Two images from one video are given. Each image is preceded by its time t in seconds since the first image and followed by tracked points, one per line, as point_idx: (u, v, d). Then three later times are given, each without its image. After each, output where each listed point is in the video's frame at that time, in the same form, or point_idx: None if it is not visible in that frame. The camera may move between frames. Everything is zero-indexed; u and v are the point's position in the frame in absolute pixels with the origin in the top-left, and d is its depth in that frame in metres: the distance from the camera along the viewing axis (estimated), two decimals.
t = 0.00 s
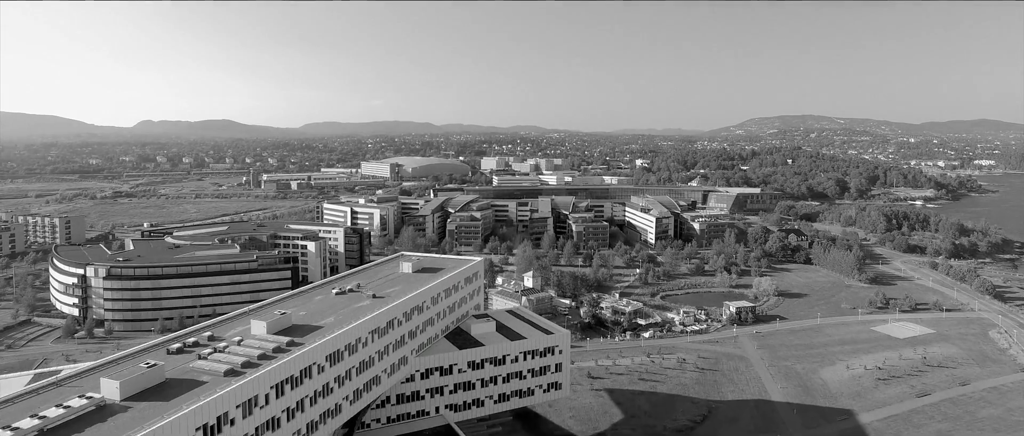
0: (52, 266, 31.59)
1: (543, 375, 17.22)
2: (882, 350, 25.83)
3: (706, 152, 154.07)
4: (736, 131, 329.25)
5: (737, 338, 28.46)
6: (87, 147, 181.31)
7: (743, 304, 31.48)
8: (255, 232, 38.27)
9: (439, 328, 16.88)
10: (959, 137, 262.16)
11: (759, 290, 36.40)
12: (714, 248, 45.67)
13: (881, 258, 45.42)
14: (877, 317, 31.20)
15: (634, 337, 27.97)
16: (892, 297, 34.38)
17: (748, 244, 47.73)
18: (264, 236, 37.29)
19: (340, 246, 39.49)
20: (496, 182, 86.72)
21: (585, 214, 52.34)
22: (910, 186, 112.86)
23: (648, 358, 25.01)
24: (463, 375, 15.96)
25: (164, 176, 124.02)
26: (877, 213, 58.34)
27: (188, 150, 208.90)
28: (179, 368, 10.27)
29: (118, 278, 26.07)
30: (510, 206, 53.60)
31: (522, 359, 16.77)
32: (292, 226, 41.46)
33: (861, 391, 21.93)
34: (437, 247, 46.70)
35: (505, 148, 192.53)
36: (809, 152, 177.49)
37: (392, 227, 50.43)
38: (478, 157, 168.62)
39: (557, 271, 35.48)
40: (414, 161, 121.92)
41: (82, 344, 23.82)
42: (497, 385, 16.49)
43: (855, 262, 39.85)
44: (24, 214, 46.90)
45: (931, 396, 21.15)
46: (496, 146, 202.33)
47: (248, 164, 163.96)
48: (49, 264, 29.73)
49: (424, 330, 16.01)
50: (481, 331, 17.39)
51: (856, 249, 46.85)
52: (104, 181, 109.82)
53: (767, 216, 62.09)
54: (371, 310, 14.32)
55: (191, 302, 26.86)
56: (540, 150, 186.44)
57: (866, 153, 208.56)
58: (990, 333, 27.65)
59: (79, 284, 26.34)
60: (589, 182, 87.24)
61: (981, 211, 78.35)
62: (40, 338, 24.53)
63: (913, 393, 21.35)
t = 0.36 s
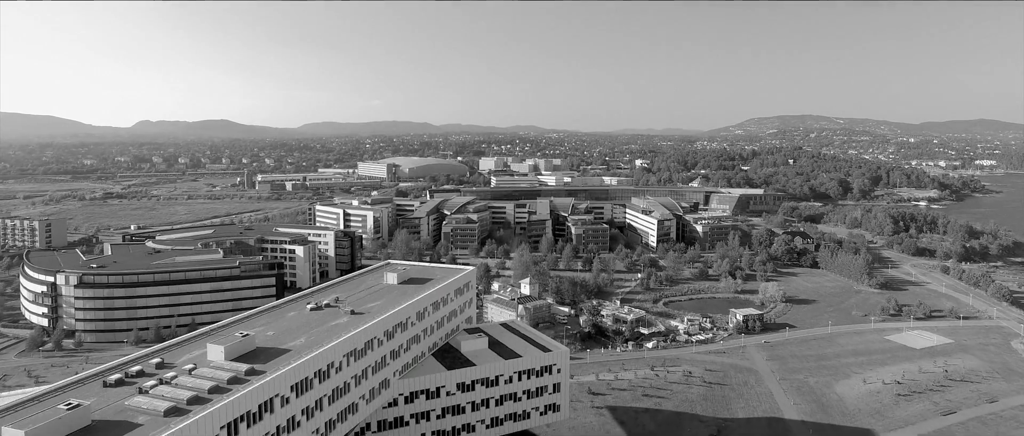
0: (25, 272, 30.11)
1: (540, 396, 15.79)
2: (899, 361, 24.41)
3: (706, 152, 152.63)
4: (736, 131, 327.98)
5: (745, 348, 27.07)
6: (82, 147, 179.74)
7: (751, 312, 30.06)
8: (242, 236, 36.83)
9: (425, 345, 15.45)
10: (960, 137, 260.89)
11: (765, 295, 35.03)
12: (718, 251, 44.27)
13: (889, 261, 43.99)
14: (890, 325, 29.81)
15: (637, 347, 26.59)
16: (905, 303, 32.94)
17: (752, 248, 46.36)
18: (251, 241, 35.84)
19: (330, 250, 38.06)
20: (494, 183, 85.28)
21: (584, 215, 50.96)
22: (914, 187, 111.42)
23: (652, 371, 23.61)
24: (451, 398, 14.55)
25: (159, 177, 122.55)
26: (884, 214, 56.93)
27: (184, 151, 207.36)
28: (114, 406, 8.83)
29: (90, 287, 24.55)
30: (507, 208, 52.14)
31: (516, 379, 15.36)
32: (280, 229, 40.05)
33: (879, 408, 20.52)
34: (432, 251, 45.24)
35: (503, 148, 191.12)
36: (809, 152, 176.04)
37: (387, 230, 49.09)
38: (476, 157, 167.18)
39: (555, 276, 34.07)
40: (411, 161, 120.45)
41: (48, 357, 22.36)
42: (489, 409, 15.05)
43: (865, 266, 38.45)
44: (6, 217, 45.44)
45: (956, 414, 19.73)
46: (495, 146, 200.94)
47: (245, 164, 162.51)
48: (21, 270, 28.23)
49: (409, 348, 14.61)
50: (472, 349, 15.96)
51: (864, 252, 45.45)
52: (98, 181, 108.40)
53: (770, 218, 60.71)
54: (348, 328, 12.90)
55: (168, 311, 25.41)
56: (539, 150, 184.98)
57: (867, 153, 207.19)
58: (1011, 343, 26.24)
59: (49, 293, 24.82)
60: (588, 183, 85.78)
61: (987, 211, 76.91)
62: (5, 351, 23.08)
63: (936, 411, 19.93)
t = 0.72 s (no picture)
0: None
1: (535, 421, 14.40)
2: (917, 374, 23.01)
3: (706, 153, 151.33)
4: (735, 131, 326.82)
5: (753, 359, 25.66)
6: (77, 147, 178.29)
7: (758, 320, 28.66)
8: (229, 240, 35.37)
9: (409, 367, 14.03)
10: (960, 137, 259.84)
11: (772, 302, 33.64)
12: (722, 255, 42.90)
13: (899, 265, 42.53)
14: (904, 333, 28.43)
15: (640, 359, 25.19)
16: (918, 310, 31.52)
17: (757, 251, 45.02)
18: (238, 245, 34.37)
19: (320, 254, 36.65)
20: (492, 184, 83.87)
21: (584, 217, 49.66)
22: (917, 187, 110.07)
23: (656, 385, 22.22)
24: (436, 426, 13.14)
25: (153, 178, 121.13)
26: (890, 216, 55.60)
27: (181, 151, 206.00)
28: None
29: (59, 296, 23.05)
30: (505, 210, 51.16)
31: (509, 403, 13.97)
32: (269, 233, 38.63)
33: (901, 428, 19.12)
34: (427, 255, 43.80)
35: (502, 149, 189.90)
36: (810, 152, 174.80)
37: (380, 233, 47.69)
38: (474, 157, 165.85)
39: (554, 282, 32.69)
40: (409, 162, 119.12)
41: (12, 373, 20.91)
42: None
43: (874, 271, 37.09)
44: None
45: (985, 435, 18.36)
46: (493, 146, 199.75)
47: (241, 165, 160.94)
48: None
49: (391, 371, 13.21)
50: (460, 370, 14.55)
51: (871, 255, 44.12)
52: (90, 182, 106.85)
53: (773, 220, 59.40)
54: (319, 352, 11.51)
55: (143, 321, 23.92)
56: (537, 150, 183.75)
57: (867, 153, 206.01)
58: None
59: (16, 302, 23.31)
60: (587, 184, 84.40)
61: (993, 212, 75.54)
62: None
63: (963, 432, 18.55)
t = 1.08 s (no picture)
0: None
1: None
2: (940, 389, 21.59)
3: (706, 153, 149.96)
4: (735, 131, 325.62)
5: (763, 372, 24.24)
6: (72, 147, 176.84)
7: (768, 330, 27.22)
8: (214, 244, 33.88)
9: (391, 393, 12.64)
10: (961, 137, 258.52)
11: (780, 308, 32.27)
12: (726, 258, 41.54)
13: (909, 269, 41.07)
14: (921, 342, 26.97)
15: (644, 372, 23.77)
16: (934, 317, 30.07)
17: (762, 255, 43.66)
18: (223, 250, 32.91)
19: (309, 259, 35.24)
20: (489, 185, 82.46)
21: (584, 220, 48.34)
22: (920, 188, 108.74)
23: (662, 402, 20.79)
24: None
25: (147, 178, 119.67)
26: (898, 218, 54.24)
27: (177, 151, 204.66)
28: None
29: (25, 307, 21.48)
30: (502, 213, 49.70)
31: (502, 433, 12.56)
32: (257, 236, 37.15)
33: None
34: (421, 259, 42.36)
35: (500, 149, 188.58)
36: (811, 152, 173.47)
37: (375, 236, 46.49)
38: (472, 157, 164.47)
39: (552, 288, 31.32)
40: (406, 162, 117.63)
41: None
42: None
43: (886, 275, 35.67)
44: None
45: None
46: (491, 147, 198.38)
47: (237, 165, 159.49)
48: None
49: (369, 398, 11.79)
50: (447, 395, 13.15)
51: (881, 259, 42.72)
52: (82, 183, 105.42)
53: (777, 222, 58.08)
54: (284, 381, 10.06)
55: (116, 333, 22.38)
56: (536, 150, 182.37)
57: (867, 153, 204.75)
58: None
59: None
60: (587, 185, 83.02)
61: (1000, 214, 74.15)
62: None
63: None
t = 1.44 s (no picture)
0: None
1: None
2: (965, 406, 20.22)
3: (707, 153, 148.66)
4: (734, 131, 324.51)
5: (775, 385, 22.86)
6: (67, 147, 175.51)
7: (779, 339, 25.83)
8: (199, 247, 32.49)
9: (371, 423, 11.30)
10: (962, 136, 257.26)
11: (789, 315, 30.90)
12: (731, 262, 40.20)
13: (920, 272, 39.69)
14: (941, 352, 25.58)
15: (648, 385, 22.42)
16: (951, 325, 28.71)
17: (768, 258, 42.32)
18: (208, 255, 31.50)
19: (299, 264, 33.86)
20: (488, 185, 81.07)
21: (584, 222, 47.02)
22: (924, 188, 107.44)
23: (669, 420, 19.42)
24: None
25: (141, 179, 118.33)
26: (906, 220, 52.92)
27: (174, 151, 203.40)
28: None
29: None
30: (500, 214, 48.70)
31: None
32: (245, 240, 35.72)
33: None
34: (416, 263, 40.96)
35: (499, 149, 187.28)
36: (812, 151, 172.15)
37: (369, 239, 45.20)
38: (471, 157, 163.14)
39: (552, 294, 29.97)
40: (403, 162, 116.25)
41: None
42: None
43: (898, 280, 34.29)
44: None
45: None
46: (490, 146, 197.07)
47: (233, 165, 158.02)
48: None
49: (344, 431, 10.46)
50: (434, 424, 11.80)
51: (890, 262, 41.39)
52: (75, 183, 103.99)
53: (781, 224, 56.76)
54: (237, 420, 8.66)
55: (86, 345, 20.91)
56: (535, 150, 181.02)
57: (868, 152, 203.50)
58: None
59: None
60: (586, 185, 81.69)
61: (1008, 214, 72.78)
62: None
63: None
